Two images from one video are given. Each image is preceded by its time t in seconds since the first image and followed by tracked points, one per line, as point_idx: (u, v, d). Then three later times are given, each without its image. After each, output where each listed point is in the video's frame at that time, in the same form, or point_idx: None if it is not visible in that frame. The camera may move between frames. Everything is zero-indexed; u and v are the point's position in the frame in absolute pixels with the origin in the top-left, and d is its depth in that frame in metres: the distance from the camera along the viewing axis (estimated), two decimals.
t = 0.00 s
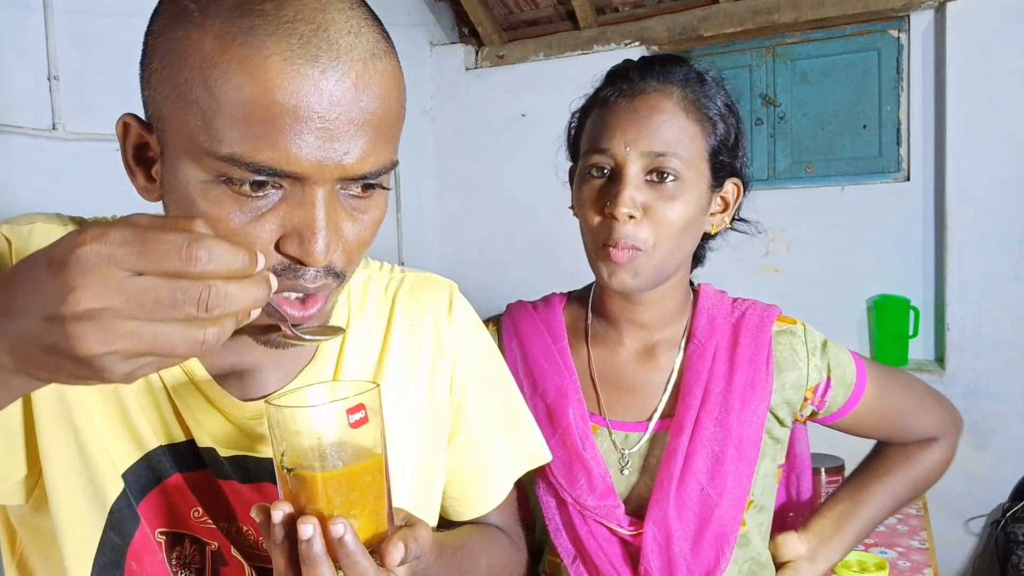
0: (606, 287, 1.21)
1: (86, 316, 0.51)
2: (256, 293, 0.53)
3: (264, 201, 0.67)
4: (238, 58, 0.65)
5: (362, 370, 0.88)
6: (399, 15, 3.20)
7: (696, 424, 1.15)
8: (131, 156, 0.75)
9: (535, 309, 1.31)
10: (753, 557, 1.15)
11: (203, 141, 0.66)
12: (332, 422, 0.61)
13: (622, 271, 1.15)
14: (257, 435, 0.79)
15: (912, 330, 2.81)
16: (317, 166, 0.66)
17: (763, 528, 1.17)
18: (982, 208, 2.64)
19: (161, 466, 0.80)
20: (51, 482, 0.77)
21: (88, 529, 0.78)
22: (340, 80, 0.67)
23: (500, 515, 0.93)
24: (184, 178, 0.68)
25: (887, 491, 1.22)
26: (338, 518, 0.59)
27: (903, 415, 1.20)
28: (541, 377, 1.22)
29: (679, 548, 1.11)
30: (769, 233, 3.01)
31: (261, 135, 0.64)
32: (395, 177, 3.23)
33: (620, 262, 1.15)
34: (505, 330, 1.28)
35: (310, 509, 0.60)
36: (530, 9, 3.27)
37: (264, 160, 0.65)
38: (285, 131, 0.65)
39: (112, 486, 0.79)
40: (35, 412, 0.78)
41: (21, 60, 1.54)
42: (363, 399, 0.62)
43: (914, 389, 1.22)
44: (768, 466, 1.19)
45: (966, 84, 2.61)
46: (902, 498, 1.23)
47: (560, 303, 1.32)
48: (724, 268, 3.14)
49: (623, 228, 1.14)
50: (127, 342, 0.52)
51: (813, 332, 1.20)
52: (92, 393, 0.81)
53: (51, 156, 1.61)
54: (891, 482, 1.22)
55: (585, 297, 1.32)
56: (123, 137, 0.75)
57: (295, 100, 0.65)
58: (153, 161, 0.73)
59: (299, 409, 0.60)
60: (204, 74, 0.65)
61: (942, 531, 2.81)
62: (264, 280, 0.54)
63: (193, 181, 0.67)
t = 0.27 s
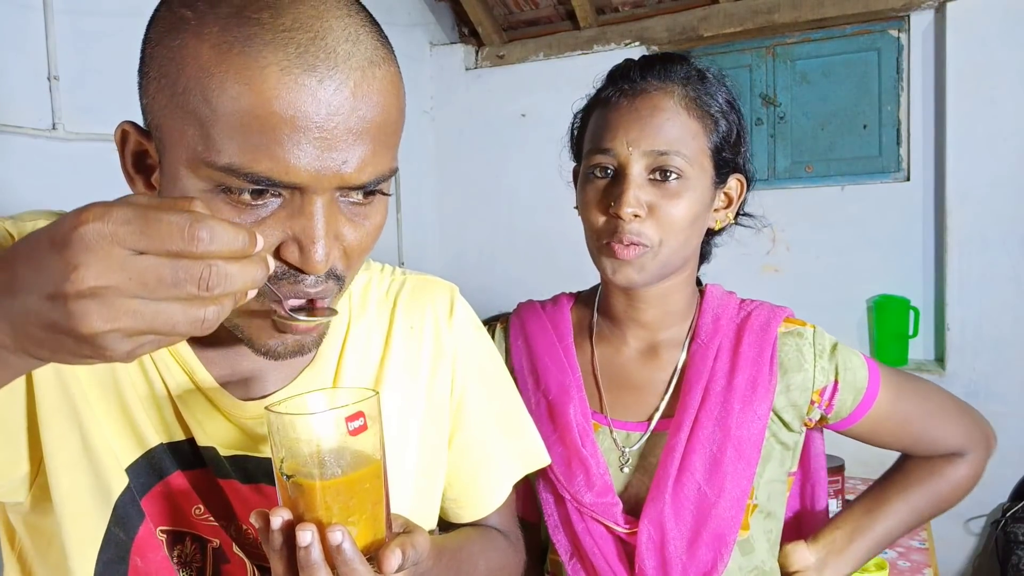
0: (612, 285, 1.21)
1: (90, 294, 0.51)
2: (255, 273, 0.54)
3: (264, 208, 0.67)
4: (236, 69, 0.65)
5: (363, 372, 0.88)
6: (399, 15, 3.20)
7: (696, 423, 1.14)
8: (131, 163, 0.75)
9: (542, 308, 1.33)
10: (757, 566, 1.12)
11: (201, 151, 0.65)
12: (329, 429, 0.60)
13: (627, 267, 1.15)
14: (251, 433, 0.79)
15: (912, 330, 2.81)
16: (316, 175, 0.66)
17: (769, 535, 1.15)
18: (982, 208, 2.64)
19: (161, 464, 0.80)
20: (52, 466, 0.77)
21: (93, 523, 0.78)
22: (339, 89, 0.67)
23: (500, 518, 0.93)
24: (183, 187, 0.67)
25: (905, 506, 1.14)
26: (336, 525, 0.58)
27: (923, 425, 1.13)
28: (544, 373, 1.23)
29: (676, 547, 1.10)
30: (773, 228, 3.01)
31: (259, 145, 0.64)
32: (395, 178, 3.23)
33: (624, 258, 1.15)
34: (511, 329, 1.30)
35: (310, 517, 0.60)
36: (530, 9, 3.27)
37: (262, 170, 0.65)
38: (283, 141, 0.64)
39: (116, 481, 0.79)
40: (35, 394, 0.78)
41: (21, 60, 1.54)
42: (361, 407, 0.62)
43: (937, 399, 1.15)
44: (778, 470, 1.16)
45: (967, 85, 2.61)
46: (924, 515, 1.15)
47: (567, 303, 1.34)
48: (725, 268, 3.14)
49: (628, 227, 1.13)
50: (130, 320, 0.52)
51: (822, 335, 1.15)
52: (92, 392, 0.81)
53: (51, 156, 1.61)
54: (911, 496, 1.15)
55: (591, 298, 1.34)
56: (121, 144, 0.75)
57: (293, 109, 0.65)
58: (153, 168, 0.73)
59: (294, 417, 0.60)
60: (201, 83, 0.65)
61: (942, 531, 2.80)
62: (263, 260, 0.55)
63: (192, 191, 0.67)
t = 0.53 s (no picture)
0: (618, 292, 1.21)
1: (79, 288, 0.51)
2: (245, 267, 0.54)
3: (259, 207, 0.67)
4: (233, 71, 0.65)
5: (363, 372, 0.88)
6: (399, 15, 3.20)
7: (700, 425, 1.14)
8: (128, 164, 0.75)
9: (548, 309, 1.34)
10: (761, 569, 1.13)
11: (198, 151, 0.65)
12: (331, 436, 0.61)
13: (632, 271, 1.15)
14: (248, 431, 0.79)
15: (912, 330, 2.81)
16: (314, 176, 0.66)
17: (774, 539, 1.14)
18: (982, 208, 2.64)
19: (161, 465, 0.80)
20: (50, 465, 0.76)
21: (93, 525, 0.77)
22: (338, 94, 0.67)
23: (498, 518, 0.93)
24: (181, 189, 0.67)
25: (915, 511, 1.12)
26: (338, 531, 0.58)
27: (931, 429, 1.11)
28: (550, 373, 1.23)
29: (677, 549, 1.10)
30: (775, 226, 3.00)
31: (256, 148, 0.64)
32: (395, 178, 3.23)
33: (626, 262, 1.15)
34: (518, 330, 1.31)
35: (310, 521, 0.60)
36: (530, 9, 3.27)
37: (258, 168, 0.64)
38: (277, 144, 0.64)
39: (115, 481, 0.78)
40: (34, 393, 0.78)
41: (21, 60, 1.54)
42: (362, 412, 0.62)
43: (945, 402, 1.13)
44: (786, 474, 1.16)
45: (967, 85, 2.61)
46: (933, 520, 1.13)
47: (574, 306, 1.34)
48: (725, 268, 3.13)
49: (632, 230, 1.13)
50: (120, 312, 0.53)
51: (829, 338, 1.15)
52: (91, 394, 0.81)
53: (51, 156, 1.61)
54: (920, 502, 1.12)
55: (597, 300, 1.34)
56: (120, 146, 0.75)
57: (288, 111, 0.64)
58: (150, 168, 0.73)
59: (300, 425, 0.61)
60: (199, 87, 0.65)
61: (942, 531, 2.80)
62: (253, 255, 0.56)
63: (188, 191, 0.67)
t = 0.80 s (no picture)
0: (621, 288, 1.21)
1: (56, 328, 0.46)
2: (236, 299, 0.48)
3: (253, 204, 0.67)
4: (221, 67, 0.64)
5: (363, 373, 0.88)
6: (399, 15, 3.20)
7: (701, 424, 1.14)
8: (122, 161, 0.74)
9: (551, 309, 1.34)
10: (764, 570, 1.13)
11: (189, 149, 0.65)
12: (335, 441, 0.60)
13: (637, 266, 1.15)
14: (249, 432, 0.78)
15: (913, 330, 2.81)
16: (303, 173, 0.65)
17: (777, 539, 1.14)
18: (982, 207, 2.64)
19: (160, 465, 0.80)
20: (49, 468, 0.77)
21: (89, 526, 0.78)
22: (330, 90, 0.66)
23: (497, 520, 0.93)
24: (173, 186, 0.67)
25: (922, 513, 1.11)
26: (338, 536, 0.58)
27: (940, 431, 1.10)
28: (552, 372, 1.23)
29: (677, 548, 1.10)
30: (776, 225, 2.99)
31: (245, 146, 0.64)
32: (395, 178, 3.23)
33: (631, 258, 1.15)
34: (521, 329, 1.31)
35: (310, 527, 0.60)
36: (531, 9, 3.27)
37: (246, 168, 0.64)
38: (265, 141, 0.63)
39: (110, 484, 0.78)
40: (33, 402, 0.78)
41: (22, 60, 1.54)
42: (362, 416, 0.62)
43: (954, 404, 1.12)
44: (791, 474, 1.16)
45: (967, 85, 2.61)
46: (940, 523, 1.13)
47: (577, 305, 1.34)
48: (724, 268, 3.14)
49: (636, 224, 1.13)
50: (101, 352, 0.47)
51: (833, 338, 1.14)
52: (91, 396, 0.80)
53: (51, 156, 1.61)
54: (928, 504, 1.12)
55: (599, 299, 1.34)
56: (113, 142, 0.75)
57: (278, 106, 0.64)
58: (143, 165, 0.73)
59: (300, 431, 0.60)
60: (190, 85, 0.65)
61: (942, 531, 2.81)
62: (245, 284, 0.49)
63: (182, 190, 0.66)
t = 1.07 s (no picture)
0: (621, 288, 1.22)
1: (51, 393, 0.47)
2: (232, 355, 0.48)
3: (251, 185, 0.66)
4: (216, 45, 0.64)
5: (363, 373, 0.88)
6: (399, 15, 3.20)
7: (701, 423, 1.14)
8: (121, 152, 0.74)
9: (553, 309, 1.34)
10: (764, 570, 1.13)
11: (188, 129, 0.65)
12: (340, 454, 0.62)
13: (639, 267, 1.15)
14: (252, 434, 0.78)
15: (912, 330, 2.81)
16: (299, 148, 0.65)
17: (777, 539, 1.14)
18: (982, 207, 2.64)
19: (158, 467, 0.80)
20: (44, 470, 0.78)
21: (81, 530, 0.78)
22: (321, 61, 0.65)
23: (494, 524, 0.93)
24: (171, 168, 0.67)
25: (923, 513, 1.11)
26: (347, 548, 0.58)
27: (941, 431, 1.10)
28: (553, 371, 1.23)
29: (678, 547, 1.10)
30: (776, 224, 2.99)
31: (244, 123, 0.63)
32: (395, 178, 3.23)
33: (633, 259, 1.15)
34: (523, 329, 1.31)
35: (318, 539, 0.61)
36: (530, 9, 3.27)
37: (247, 146, 0.64)
38: (265, 115, 0.63)
39: (101, 490, 0.79)
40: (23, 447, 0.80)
41: (21, 60, 1.54)
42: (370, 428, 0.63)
43: (955, 404, 1.12)
44: (791, 474, 1.16)
45: (967, 84, 2.61)
46: (941, 523, 1.13)
47: (578, 305, 1.35)
48: (724, 268, 3.14)
49: (637, 226, 1.14)
50: (96, 414, 0.48)
51: (833, 337, 1.14)
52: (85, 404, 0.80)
53: (51, 156, 1.61)
54: (929, 504, 1.12)
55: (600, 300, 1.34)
56: (111, 133, 0.74)
57: (276, 82, 0.64)
58: (141, 155, 0.72)
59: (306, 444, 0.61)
60: (188, 65, 0.65)
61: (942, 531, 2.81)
62: (243, 337, 0.49)
63: (180, 172, 0.66)
